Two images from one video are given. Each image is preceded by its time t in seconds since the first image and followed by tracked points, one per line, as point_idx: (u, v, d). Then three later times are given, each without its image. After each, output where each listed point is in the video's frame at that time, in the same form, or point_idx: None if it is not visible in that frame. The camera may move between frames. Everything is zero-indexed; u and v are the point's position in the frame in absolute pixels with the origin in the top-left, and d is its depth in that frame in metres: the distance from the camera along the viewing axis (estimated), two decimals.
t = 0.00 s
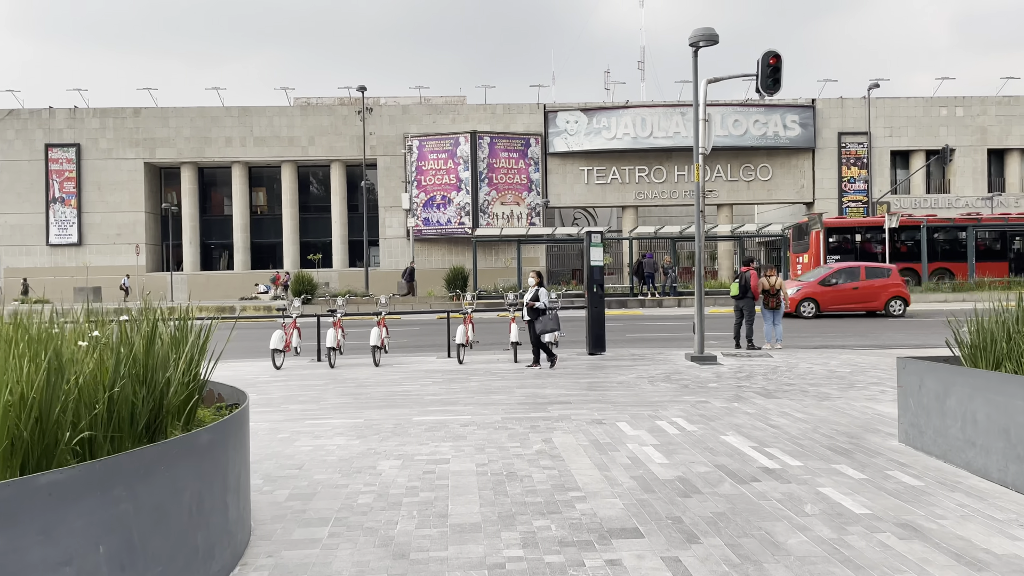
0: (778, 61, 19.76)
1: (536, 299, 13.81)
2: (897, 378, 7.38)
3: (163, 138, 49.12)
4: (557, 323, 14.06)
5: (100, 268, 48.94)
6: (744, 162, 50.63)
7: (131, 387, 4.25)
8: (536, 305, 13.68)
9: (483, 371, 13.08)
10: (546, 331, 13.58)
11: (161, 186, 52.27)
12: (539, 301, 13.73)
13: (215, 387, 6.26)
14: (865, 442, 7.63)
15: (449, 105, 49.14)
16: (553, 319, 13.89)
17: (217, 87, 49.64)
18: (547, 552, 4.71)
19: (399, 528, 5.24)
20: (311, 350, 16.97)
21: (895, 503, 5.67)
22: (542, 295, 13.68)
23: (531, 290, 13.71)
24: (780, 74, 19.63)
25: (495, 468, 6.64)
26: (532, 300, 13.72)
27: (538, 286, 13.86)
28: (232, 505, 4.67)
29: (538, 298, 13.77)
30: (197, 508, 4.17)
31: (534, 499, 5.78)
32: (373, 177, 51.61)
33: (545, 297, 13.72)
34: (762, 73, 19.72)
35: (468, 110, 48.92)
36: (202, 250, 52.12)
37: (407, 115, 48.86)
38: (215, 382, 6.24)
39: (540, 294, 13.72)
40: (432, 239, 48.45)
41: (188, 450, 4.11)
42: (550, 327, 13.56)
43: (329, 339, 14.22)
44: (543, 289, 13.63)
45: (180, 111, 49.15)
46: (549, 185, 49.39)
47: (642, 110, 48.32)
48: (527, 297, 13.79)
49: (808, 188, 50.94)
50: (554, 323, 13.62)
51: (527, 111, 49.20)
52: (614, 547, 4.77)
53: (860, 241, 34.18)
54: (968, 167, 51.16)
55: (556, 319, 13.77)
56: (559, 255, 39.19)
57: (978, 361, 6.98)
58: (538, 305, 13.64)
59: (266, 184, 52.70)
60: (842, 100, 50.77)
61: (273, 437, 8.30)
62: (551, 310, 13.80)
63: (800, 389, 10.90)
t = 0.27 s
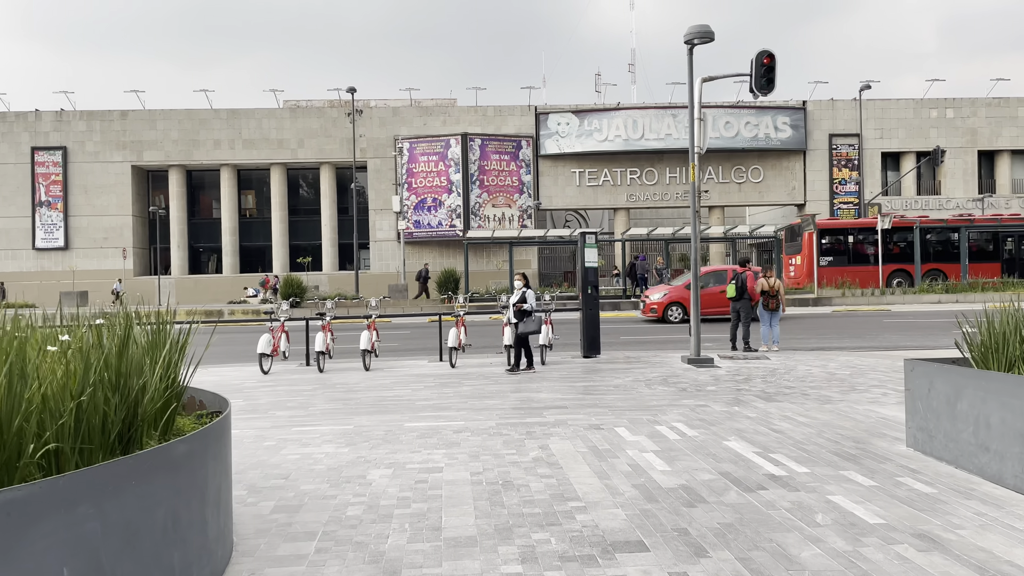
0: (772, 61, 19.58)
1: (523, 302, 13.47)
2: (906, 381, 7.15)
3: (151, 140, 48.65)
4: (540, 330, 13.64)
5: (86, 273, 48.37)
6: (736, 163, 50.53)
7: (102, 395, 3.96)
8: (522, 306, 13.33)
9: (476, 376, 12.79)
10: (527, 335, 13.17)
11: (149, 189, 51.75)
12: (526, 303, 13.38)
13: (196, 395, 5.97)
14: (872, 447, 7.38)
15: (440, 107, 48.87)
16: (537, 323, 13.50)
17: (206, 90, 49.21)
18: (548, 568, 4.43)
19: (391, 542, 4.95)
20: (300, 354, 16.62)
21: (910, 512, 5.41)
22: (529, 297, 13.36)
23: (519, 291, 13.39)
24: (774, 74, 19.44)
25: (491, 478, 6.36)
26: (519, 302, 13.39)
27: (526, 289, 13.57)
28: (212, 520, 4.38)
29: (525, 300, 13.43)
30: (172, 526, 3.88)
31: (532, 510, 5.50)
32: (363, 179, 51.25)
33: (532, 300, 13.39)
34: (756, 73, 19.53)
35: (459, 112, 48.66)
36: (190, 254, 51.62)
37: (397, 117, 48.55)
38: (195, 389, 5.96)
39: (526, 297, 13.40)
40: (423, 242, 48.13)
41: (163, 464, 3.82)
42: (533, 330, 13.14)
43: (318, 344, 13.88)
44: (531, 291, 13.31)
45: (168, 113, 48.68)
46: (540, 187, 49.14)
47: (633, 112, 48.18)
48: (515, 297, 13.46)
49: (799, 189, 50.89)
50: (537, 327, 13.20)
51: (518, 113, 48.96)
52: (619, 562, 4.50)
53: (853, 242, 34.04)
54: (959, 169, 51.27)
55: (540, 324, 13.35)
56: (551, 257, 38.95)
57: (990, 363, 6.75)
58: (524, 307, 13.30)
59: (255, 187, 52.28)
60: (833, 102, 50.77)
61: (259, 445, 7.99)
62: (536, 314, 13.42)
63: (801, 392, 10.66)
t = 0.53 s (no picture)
0: (768, 59, 19.35)
1: (509, 305, 13.27)
2: (918, 385, 6.92)
3: (140, 141, 48.21)
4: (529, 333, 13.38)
5: (76, 275, 47.87)
6: (729, 163, 50.39)
7: (73, 409, 3.68)
8: (508, 309, 13.13)
9: (471, 379, 12.52)
10: (515, 338, 12.95)
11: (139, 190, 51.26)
12: (511, 306, 13.20)
13: (183, 405, 5.69)
14: (882, 454, 7.15)
15: (432, 107, 48.57)
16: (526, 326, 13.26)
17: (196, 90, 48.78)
18: None
19: (385, 561, 4.68)
20: (291, 358, 16.30)
21: (930, 525, 5.17)
22: (514, 299, 13.18)
23: (504, 293, 13.23)
24: (770, 71, 19.21)
25: (489, 491, 6.08)
26: (504, 305, 13.18)
27: (512, 291, 13.40)
28: (195, 542, 4.08)
29: (510, 303, 13.27)
30: (151, 551, 3.60)
31: (534, 524, 5.24)
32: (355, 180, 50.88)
33: (518, 302, 13.21)
34: (752, 69, 19.29)
35: (452, 112, 48.37)
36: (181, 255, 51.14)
37: (389, 117, 48.23)
38: (182, 398, 5.68)
39: (512, 298, 13.25)
40: (416, 243, 47.85)
41: (137, 485, 3.53)
42: (520, 332, 12.91)
43: (309, 347, 13.57)
44: (516, 293, 13.14)
45: (158, 114, 48.23)
46: (533, 186, 48.90)
47: (626, 111, 47.97)
48: (500, 301, 13.27)
49: (793, 188, 50.78)
50: (525, 329, 12.97)
51: (511, 112, 48.71)
52: None
53: (848, 241, 34.12)
54: (952, 167, 51.31)
55: (528, 326, 13.14)
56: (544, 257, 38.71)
57: (1004, 367, 6.52)
58: (510, 310, 13.10)
59: (247, 188, 51.86)
60: (826, 101, 50.69)
61: (248, 454, 7.70)
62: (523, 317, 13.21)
63: (804, 395, 10.42)
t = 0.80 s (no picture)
0: (769, 50, 19.04)
1: (499, 300, 12.93)
2: (939, 382, 6.68)
3: (132, 137, 47.74)
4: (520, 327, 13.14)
5: (68, 273, 47.42)
6: (726, 157, 50.12)
7: (52, 415, 3.39)
8: (499, 305, 12.81)
9: (471, 376, 12.24)
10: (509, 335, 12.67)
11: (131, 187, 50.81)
12: (501, 301, 12.86)
13: (174, 406, 5.40)
14: (902, 453, 6.89)
15: (427, 102, 48.21)
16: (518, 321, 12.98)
17: (188, 86, 48.31)
18: None
19: (390, 572, 4.40)
20: (287, 356, 16.01)
21: (962, 529, 4.91)
22: (505, 294, 12.83)
23: (493, 289, 12.86)
24: (772, 63, 18.92)
25: (497, 495, 5.81)
26: (495, 301, 12.85)
27: (501, 286, 13.02)
28: (188, 554, 3.81)
29: (500, 298, 12.86)
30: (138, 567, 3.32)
31: (545, 532, 4.97)
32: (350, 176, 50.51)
33: (509, 297, 12.88)
34: (753, 62, 18.98)
35: (447, 107, 48.02)
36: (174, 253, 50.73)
37: (384, 113, 47.86)
38: (174, 399, 5.39)
39: (501, 295, 12.81)
40: (411, 240, 47.53)
41: (124, 497, 3.25)
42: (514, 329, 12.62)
43: (306, 345, 13.28)
44: (506, 288, 12.80)
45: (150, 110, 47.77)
46: (529, 182, 48.59)
47: (622, 106, 47.68)
48: (489, 296, 12.91)
49: (790, 183, 50.54)
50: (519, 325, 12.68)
51: (507, 107, 48.38)
52: None
53: (847, 235, 34.05)
54: (949, 161, 51.14)
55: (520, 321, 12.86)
56: (540, 253, 38.44)
57: None
58: (501, 306, 12.78)
59: (240, 184, 51.44)
60: (823, 95, 50.45)
61: (243, 456, 7.41)
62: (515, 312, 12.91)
63: (814, 391, 10.17)
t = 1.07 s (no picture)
0: (777, 40, 18.66)
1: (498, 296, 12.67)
2: (969, 378, 6.43)
3: (132, 132, 47.43)
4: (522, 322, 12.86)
5: (68, 268, 47.17)
6: (729, 151, 49.74)
7: (42, 420, 3.18)
8: (498, 301, 12.51)
9: (478, 373, 12.01)
10: (508, 331, 12.39)
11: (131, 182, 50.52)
12: (500, 297, 12.56)
13: (174, 408, 5.18)
14: (931, 453, 6.64)
15: (428, 95, 47.89)
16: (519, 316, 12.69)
17: (188, 79, 47.97)
18: None
19: None
20: (289, 353, 15.77)
21: (1003, 534, 4.67)
22: (503, 290, 12.54)
23: (492, 285, 12.53)
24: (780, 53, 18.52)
25: (511, 499, 5.57)
26: (493, 296, 12.57)
27: (498, 282, 12.71)
28: (189, 567, 3.61)
29: (499, 294, 12.59)
30: None
31: (565, 539, 4.73)
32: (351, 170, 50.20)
33: (507, 292, 12.58)
34: (761, 52, 18.55)
35: (448, 100, 47.69)
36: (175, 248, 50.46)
37: (385, 107, 47.54)
38: (174, 401, 5.17)
39: (501, 291, 12.52)
40: (413, 234, 47.26)
41: (118, 512, 3.04)
42: (513, 325, 12.33)
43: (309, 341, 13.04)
44: (505, 285, 12.45)
45: (149, 104, 47.46)
46: (531, 176, 48.25)
47: (625, 99, 47.35)
48: (488, 292, 12.62)
49: (793, 176, 50.15)
50: (519, 320, 12.39)
51: (508, 101, 48.05)
52: None
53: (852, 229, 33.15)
54: (953, 154, 50.81)
55: (520, 317, 12.57)
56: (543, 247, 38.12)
57: None
58: (500, 302, 12.49)
59: (241, 179, 51.09)
60: (827, 87, 50.06)
61: (247, 458, 7.17)
62: (515, 308, 12.61)
63: (831, 387, 9.93)
